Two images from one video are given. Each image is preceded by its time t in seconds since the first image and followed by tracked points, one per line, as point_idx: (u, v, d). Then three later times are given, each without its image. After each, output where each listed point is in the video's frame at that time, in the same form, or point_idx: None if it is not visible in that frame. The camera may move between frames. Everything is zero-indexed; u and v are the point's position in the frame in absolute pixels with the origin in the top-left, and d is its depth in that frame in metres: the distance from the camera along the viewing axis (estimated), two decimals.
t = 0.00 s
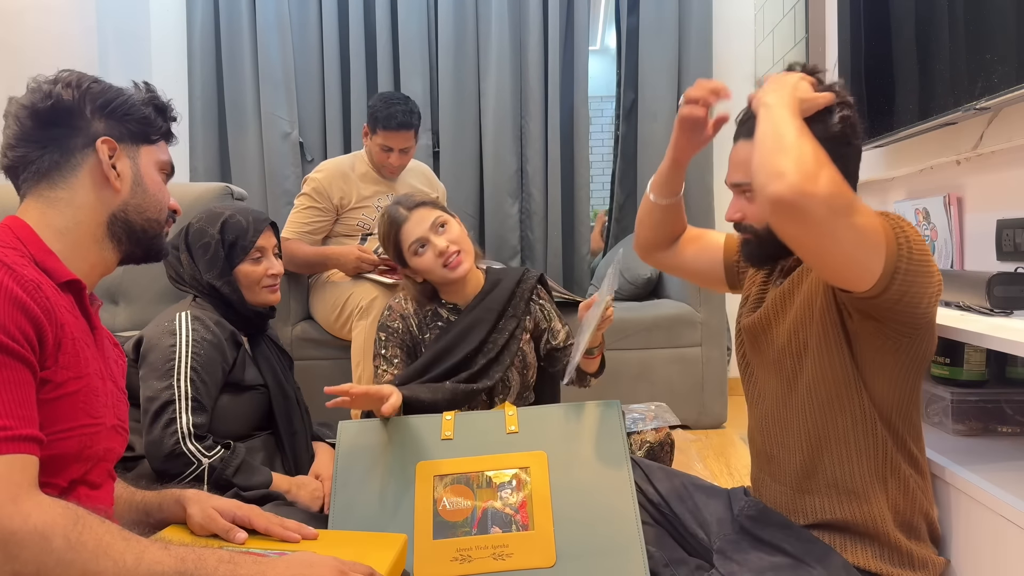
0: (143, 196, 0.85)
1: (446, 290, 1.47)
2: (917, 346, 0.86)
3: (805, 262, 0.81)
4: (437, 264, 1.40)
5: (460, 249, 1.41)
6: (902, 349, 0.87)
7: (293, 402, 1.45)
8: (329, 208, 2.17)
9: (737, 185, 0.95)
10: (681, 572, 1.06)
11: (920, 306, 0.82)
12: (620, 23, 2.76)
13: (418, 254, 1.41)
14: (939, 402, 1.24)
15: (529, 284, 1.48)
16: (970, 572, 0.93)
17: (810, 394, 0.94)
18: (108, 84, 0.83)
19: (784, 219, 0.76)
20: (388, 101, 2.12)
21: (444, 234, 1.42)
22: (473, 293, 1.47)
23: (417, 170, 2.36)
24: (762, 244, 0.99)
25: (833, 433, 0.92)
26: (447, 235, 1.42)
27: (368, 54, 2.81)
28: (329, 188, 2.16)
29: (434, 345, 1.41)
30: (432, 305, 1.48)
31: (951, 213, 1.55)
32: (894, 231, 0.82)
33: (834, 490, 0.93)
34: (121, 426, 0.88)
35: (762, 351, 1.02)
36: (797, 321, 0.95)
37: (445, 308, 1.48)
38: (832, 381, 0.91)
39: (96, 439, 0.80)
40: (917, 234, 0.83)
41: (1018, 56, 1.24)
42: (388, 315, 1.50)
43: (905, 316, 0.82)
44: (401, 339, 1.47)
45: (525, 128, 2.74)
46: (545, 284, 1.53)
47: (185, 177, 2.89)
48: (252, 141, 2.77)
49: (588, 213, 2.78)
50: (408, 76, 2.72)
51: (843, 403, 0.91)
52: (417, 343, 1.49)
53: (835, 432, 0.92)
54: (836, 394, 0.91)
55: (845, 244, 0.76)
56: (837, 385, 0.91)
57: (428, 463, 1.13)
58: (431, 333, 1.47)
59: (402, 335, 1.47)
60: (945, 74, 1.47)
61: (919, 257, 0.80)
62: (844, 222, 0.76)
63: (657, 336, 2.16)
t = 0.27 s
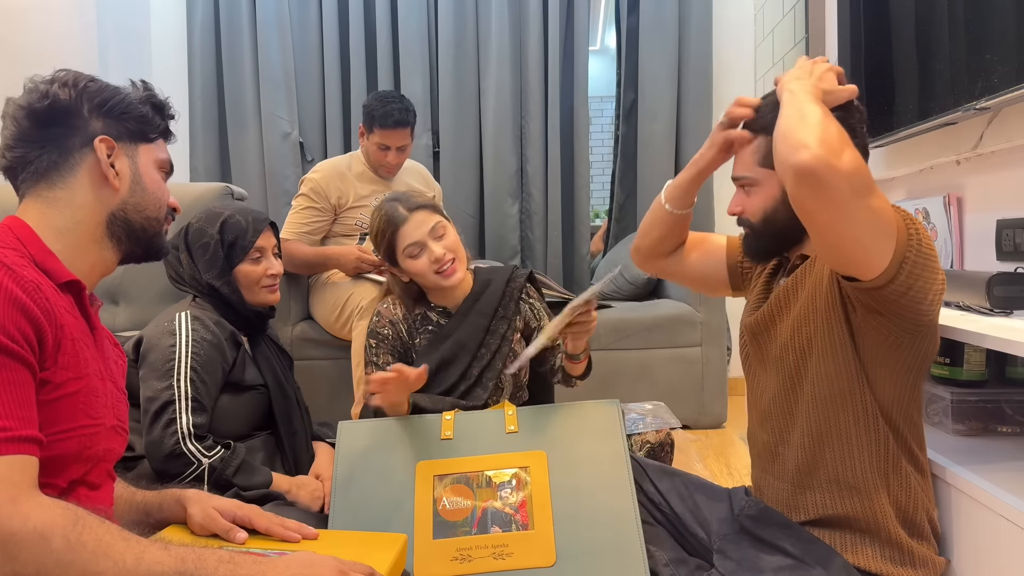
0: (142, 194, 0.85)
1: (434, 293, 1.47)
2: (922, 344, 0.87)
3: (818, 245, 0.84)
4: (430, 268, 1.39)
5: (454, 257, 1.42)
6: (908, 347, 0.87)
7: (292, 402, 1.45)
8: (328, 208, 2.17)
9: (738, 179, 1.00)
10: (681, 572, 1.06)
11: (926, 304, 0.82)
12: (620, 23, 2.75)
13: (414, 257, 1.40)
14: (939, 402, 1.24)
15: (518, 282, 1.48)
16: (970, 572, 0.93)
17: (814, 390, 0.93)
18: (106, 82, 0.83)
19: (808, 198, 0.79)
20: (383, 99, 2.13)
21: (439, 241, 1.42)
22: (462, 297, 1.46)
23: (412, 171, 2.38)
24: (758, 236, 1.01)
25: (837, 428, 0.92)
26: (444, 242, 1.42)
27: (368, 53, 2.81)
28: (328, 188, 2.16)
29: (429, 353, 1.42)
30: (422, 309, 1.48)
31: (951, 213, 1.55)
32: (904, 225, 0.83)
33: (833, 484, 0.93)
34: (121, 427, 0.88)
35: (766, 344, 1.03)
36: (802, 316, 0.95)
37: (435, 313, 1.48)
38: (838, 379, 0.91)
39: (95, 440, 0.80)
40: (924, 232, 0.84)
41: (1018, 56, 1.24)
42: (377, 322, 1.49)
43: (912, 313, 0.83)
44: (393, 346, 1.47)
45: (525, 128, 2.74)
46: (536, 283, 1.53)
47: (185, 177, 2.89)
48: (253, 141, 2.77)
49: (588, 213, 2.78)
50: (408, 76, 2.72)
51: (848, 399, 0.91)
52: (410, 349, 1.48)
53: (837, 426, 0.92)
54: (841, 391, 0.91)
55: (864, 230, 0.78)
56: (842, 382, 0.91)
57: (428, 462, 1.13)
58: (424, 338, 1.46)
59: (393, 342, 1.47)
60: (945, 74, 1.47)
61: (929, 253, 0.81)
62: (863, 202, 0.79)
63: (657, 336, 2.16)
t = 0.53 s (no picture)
0: (138, 189, 0.84)
1: (437, 293, 1.47)
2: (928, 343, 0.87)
3: (839, 243, 0.83)
4: (440, 272, 1.40)
5: (466, 263, 1.43)
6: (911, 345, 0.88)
7: (292, 401, 1.45)
8: (327, 208, 2.17)
9: (735, 181, 1.01)
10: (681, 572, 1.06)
11: (928, 303, 0.84)
12: (621, 23, 2.76)
13: (426, 259, 1.42)
14: (939, 402, 1.24)
15: (519, 285, 1.48)
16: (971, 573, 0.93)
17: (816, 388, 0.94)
18: (99, 79, 0.83)
19: (844, 190, 0.78)
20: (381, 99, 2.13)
21: (456, 247, 1.43)
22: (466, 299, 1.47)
23: (410, 170, 2.38)
24: (759, 237, 1.01)
25: (843, 428, 0.92)
26: (459, 248, 1.43)
27: (368, 53, 2.81)
28: (327, 188, 2.16)
29: (433, 358, 1.41)
30: (422, 309, 1.49)
31: (951, 213, 1.55)
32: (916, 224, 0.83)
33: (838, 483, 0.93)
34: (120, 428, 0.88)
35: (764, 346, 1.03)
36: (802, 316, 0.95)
37: (435, 314, 1.48)
38: (842, 378, 0.91)
39: (93, 441, 0.80)
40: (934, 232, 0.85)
41: (1018, 56, 1.24)
42: (377, 322, 1.48)
43: (920, 312, 0.83)
44: (394, 346, 1.46)
45: (525, 128, 2.74)
46: (535, 285, 1.53)
47: (185, 177, 2.89)
48: (253, 141, 2.77)
49: (588, 213, 2.78)
50: (408, 76, 2.72)
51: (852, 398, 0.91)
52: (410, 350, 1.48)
53: (843, 425, 0.92)
54: (844, 390, 0.91)
55: (892, 229, 0.78)
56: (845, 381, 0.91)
57: (428, 462, 1.13)
58: (424, 339, 1.46)
59: (394, 343, 1.46)
60: (945, 74, 1.47)
61: (942, 253, 0.82)
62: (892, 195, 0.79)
63: (657, 336, 2.16)
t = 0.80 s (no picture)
0: (131, 182, 0.83)
1: (445, 292, 1.48)
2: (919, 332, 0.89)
3: (853, 212, 0.84)
4: (451, 270, 1.41)
5: (478, 266, 1.43)
6: (911, 340, 0.90)
7: (291, 401, 1.45)
8: (327, 208, 2.17)
9: (731, 174, 0.99)
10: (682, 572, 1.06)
11: (929, 296, 0.86)
12: (620, 23, 2.75)
13: (439, 256, 1.41)
14: (939, 402, 1.24)
15: (527, 288, 1.50)
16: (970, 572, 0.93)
17: (820, 383, 0.94)
18: (86, 72, 0.82)
19: (883, 154, 0.79)
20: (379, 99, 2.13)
21: (472, 249, 1.43)
22: (474, 299, 1.48)
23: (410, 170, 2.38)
24: (749, 233, 0.99)
25: (839, 420, 0.93)
26: (475, 250, 1.43)
27: (368, 53, 2.81)
28: (327, 188, 2.16)
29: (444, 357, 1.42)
30: (431, 307, 1.49)
31: (951, 213, 1.55)
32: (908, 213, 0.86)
33: (837, 475, 0.93)
34: (117, 429, 0.88)
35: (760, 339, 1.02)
36: (805, 309, 0.95)
37: (444, 312, 1.47)
38: (839, 369, 0.92)
39: (87, 446, 0.80)
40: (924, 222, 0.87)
41: (1018, 56, 1.24)
42: (387, 317, 1.48)
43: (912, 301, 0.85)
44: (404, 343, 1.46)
45: (525, 129, 2.74)
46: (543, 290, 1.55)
47: (185, 177, 2.89)
48: (253, 141, 2.77)
49: (588, 213, 2.78)
50: (408, 76, 2.72)
51: (855, 393, 0.91)
52: (417, 348, 1.48)
53: (840, 417, 0.92)
54: (848, 385, 0.92)
55: (911, 206, 0.81)
56: (849, 375, 0.91)
57: (428, 462, 1.12)
58: (433, 338, 1.46)
59: (403, 339, 1.46)
60: (945, 74, 1.47)
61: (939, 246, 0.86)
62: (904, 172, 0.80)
63: (657, 336, 2.16)
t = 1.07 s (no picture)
0: (122, 177, 0.79)
1: (452, 288, 1.49)
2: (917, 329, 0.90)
3: (873, 206, 0.84)
4: (460, 259, 1.41)
5: (487, 260, 1.44)
6: (910, 337, 0.90)
7: (291, 401, 1.45)
8: (327, 207, 2.17)
9: (727, 167, 1.01)
10: (682, 572, 1.05)
11: (928, 295, 0.88)
12: (620, 23, 2.76)
13: (449, 245, 1.42)
14: (939, 402, 1.24)
15: (534, 289, 1.49)
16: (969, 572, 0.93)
17: (820, 381, 0.93)
18: (77, 60, 0.78)
19: (912, 151, 0.80)
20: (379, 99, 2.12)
21: (482, 240, 1.44)
22: (480, 296, 1.49)
23: (410, 171, 2.38)
24: (737, 228, 1.02)
25: (839, 418, 0.93)
26: (484, 242, 1.44)
27: (368, 53, 2.81)
28: (327, 187, 2.15)
29: (450, 356, 1.41)
30: (437, 304, 1.49)
31: (951, 213, 1.55)
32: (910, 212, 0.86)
33: (837, 472, 0.93)
34: (113, 430, 0.88)
35: (758, 336, 1.02)
36: (805, 306, 0.95)
37: (451, 309, 1.48)
38: (838, 366, 0.92)
39: (78, 452, 0.79)
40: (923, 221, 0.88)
41: (1018, 55, 1.24)
42: (394, 313, 1.48)
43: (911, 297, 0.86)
44: (409, 341, 1.45)
45: (525, 129, 2.74)
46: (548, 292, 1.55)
47: (184, 178, 2.88)
48: (252, 142, 2.77)
49: (588, 214, 2.78)
50: (408, 76, 2.72)
51: (856, 391, 0.92)
52: (422, 346, 1.47)
53: (840, 414, 0.92)
54: (848, 383, 0.92)
55: (929, 208, 0.82)
56: (850, 374, 0.92)
57: (427, 462, 1.12)
58: (438, 335, 1.46)
59: (408, 336, 1.45)
60: (945, 74, 1.47)
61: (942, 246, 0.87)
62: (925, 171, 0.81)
63: (657, 336, 2.16)
